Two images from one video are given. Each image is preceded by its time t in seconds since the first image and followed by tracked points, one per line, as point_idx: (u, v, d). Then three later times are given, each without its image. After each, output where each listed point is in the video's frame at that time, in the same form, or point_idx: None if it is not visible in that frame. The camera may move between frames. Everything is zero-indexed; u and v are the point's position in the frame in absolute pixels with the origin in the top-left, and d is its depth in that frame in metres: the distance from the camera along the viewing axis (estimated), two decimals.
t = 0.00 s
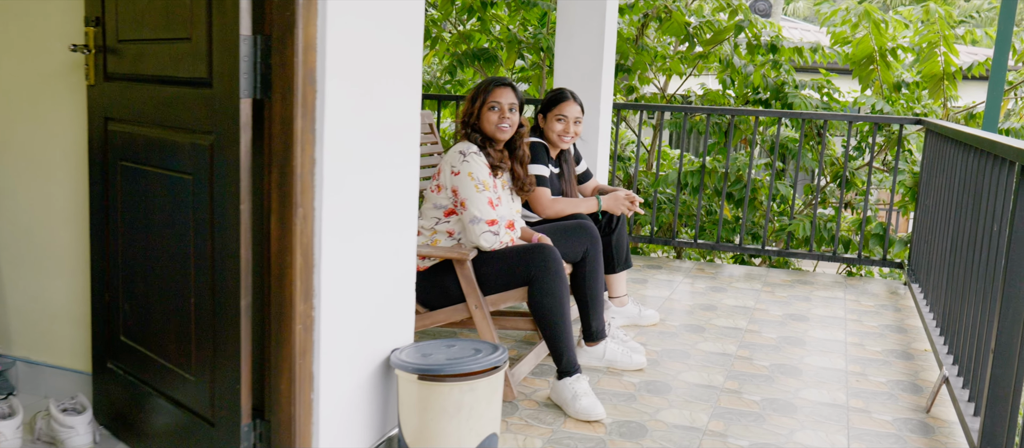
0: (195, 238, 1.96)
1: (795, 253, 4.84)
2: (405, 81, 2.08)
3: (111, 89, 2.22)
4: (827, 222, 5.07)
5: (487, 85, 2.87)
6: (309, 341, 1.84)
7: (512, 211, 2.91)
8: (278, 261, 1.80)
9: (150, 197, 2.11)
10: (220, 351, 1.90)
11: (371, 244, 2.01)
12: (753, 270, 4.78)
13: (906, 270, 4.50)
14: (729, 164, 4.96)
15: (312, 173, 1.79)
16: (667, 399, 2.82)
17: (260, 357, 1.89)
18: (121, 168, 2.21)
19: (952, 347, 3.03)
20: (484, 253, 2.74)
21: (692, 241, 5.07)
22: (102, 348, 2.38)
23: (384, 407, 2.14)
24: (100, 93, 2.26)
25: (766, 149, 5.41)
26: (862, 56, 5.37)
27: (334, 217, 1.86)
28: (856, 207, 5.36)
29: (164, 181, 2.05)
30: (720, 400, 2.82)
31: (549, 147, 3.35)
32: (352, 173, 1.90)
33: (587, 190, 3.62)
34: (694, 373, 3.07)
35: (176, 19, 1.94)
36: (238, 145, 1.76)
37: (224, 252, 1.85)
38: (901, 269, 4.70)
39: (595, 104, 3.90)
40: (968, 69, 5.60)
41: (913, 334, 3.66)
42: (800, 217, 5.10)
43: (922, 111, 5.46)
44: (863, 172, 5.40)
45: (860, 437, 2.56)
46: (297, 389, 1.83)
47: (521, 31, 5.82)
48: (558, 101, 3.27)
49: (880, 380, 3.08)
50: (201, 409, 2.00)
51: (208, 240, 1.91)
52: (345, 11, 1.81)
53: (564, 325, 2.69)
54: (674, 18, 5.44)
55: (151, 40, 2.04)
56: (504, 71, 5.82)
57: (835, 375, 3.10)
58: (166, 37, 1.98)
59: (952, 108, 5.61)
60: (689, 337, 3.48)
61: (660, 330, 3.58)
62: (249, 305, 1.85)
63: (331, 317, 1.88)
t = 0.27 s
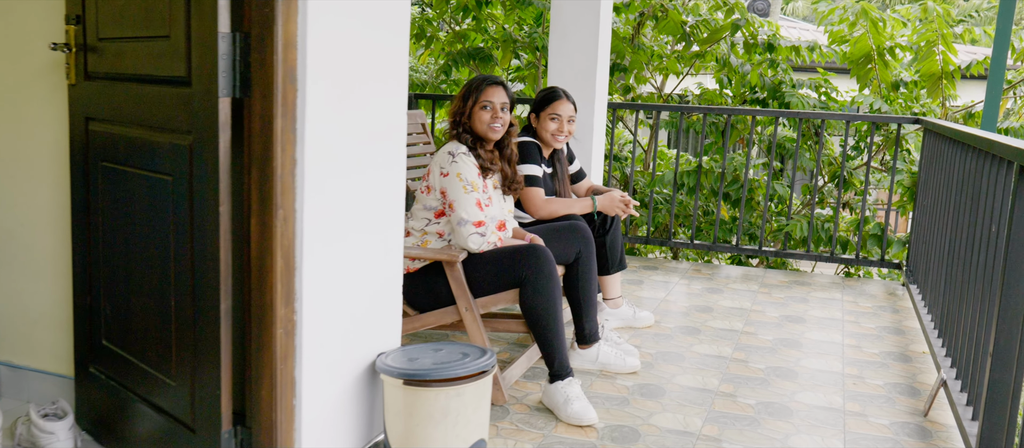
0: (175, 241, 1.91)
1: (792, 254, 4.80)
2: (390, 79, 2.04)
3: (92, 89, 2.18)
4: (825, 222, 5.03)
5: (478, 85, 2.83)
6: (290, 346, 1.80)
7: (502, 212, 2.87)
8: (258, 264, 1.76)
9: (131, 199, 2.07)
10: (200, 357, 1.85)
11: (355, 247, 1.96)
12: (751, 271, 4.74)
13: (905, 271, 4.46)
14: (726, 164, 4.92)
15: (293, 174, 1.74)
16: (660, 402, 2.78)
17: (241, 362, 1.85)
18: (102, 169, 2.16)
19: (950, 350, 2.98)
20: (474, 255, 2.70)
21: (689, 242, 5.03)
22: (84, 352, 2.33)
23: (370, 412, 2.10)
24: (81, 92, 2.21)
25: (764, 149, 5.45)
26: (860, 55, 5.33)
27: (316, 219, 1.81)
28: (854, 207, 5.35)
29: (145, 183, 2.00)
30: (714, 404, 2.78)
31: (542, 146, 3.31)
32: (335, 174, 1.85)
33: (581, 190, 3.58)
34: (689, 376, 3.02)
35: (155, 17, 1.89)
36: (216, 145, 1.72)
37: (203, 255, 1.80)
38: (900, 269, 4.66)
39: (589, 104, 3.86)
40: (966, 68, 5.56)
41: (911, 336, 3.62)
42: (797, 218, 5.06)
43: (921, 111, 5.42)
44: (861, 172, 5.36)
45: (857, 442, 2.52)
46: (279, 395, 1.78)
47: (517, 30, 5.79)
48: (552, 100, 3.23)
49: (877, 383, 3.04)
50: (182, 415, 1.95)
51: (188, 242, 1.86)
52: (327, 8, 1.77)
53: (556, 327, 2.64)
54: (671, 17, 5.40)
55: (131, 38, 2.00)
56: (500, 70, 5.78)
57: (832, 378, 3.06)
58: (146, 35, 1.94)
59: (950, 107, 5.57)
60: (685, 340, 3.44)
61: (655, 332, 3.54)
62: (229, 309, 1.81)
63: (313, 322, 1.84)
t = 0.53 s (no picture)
0: (156, 245, 1.87)
1: (791, 255, 4.75)
2: (377, 79, 1.99)
3: (74, 89, 2.13)
4: (824, 223, 4.98)
5: (470, 86, 2.78)
6: (274, 352, 1.75)
7: (495, 214, 2.80)
8: (240, 269, 1.72)
9: (112, 201, 2.02)
10: (181, 363, 1.81)
11: (341, 250, 1.92)
12: (749, 272, 4.70)
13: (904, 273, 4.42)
14: (724, 165, 4.88)
15: (275, 176, 1.70)
16: (655, 407, 2.73)
17: (223, 369, 1.80)
18: (84, 170, 2.12)
19: (950, 353, 2.94)
20: (466, 257, 2.65)
21: (686, 243, 4.99)
22: (67, 357, 2.29)
23: (357, 419, 2.06)
24: (64, 92, 2.17)
25: (762, 150, 5.38)
26: (859, 54, 5.29)
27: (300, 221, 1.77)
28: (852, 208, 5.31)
29: (126, 185, 1.96)
30: (710, 408, 2.74)
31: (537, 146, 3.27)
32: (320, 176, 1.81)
33: (576, 191, 3.54)
34: (685, 380, 2.98)
35: (135, 15, 1.85)
36: (197, 146, 1.67)
37: (184, 259, 1.76)
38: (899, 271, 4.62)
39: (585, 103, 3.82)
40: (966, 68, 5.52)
41: (910, 339, 3.57)
42: (796, 219, 5.02)
43: (920, 111, 5.38)
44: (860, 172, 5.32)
45: None
46: (262, 403, 1.74)
47: (513, 30, 5.75)
48: (546, 98, 3.20)
49: (876, 386, 2.99)
50: (163, 423, 1.90)
51: (168, 246, 1.81)
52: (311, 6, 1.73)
53: (549, 331, 2.60)
54: (668, 17, 5.36)
55: (112, 36, 1.95)
56: (496, 70, 5.74)
57: (830, 382, 3.02)
58: (126, 33, 1.89)
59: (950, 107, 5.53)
60: (681, 343, 3.39)
61: (651, 335, 3.49)
62: (211, 314, 1.76)
63: (298, 327, 1.80)
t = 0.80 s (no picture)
0: (135, 250, 1.81)
1: (790, 258, 4.70)
2: (364, 79, 1.94)
3: (54, 89, 2.08)
4: (824, 225, 4.93)
5: (467, 88, 2.71)
6: (255, 360, 1.70)
7: (490, 218, 2.73)
8: (221, 275, 1.67)
9: (92, 204, 1.97)
10: (161, 372, 1.76)
11: (326, 255, 1.87)
12: (747, 275, 4.65)
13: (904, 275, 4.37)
14: (723, 166, 4.83)
15: (256, 178, 1.65)
16: (651, 414, 2.68)
17: (203, 377, 1.75)
18: (64, 173, 2.07)
19: (952, 359, 2.89)
20: (456, 261, 2.58)
21: (684, 245, 4.94)
22: (48, 364, 2.24)
23: (343, 427, 2.00)
24: (43, 92, 2.12)
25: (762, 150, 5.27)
26: (859, 54, 5.23)
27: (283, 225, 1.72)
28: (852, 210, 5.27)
29: (105, 188, 1.91)
30: (707, 415, 2.68)
31: (532, 147, 3.23)
32: (304, 178, 1.76)
33: (571, 193, 3.49)
34: (681, 386, 2.93)
35: (114, 13, 1.79)
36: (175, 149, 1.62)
37: (163, 265, 1.71)
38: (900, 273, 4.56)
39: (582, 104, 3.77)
40: (968, 68, 5.47)
41: (911, 343, 3.52)
42: (795, 220, 4.97)
43: (921, 111, 5.34)
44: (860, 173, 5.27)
45: None
46: (243, 412, 1.69)
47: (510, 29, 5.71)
48: (540, 99, 3.17)
49: (876, 392, 2.94)
50: (143, 432, 1.85)
51: (147, 251, 1.76)
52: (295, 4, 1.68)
53: (543, 336, 2.55)
54: (666, 16, 5.31)
55: (91, 35, 1.90)
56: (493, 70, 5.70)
57: (829, 387, 2.96)
58: (106, 32, 1.84)
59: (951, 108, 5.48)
60: (678, 347, 3.34)
61: (648, 339, 3.44)
62: (191, 321, 1.71)
63: (280, 334, 1.75)
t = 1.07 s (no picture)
0: (111, 257, 1.75)
1: (790, 260, 4.64)
2: (348, 78, 1.88)
3: (30, 90, 2.02)
4: (824, 227, 4.87)
5: (462, 89, 2.64)
6: (233, 371, 1.64)
7: (480, 221, 2.68)
8: (197, 283, 1.60)
9: (68, 209, 1.90)
10: (137, 383, 1.69)
11: (309, 261, 1.81)
12: (746, 278, 4.58)
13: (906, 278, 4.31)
14: (722, 167, 4.76)
15: (234, 183, 1.59)
16: (647, 422, 2.61)
17: (180, 389, 1.69)
18: (40, 176, 2.00)
19: (955, 365, 2.82)
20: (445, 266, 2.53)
21: (682, 247, 4.88)
22: (26, 372, 2.17)
23: (328, 438, 1.95)
24: (20, 94, 2.05)
25: (760, 151, 5.26)
26: (859, 54, 5.17)
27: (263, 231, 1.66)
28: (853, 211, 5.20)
29: (80, 191, 1.84)
30: (705, 423, 2.62)
31: (526, 148, 3.16)
32: (285, 183, 1.70)
33: (566, 195, 3.43)
34: (678, 393, 2.86)
35: (87, 10, 1.73)
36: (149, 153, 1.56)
37: (139, 272, 1.64)
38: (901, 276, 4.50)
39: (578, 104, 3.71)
40: (969, 68, 5.40)
41: (912, 348, 3.45)
42: (795, 223, 4.90)
43: (921, 112, 5.29)
44: (861, 174, 5.21)
45: None
46: (220, 426, 1.62)
47: (506, 29, 5.64)
48: (532, 99, 3.12)
49: (878, 399, 2.87)
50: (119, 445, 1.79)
51: (123, 258, 1.70)
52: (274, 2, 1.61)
53: (537, 342, 2.48)
54: (664, 15, 5.25)
55: (66, 34, 1.84)
56: (490, 70, 5.64)
57: (829, 394, 2.90)
58: (80, 30, 1.77)
59: (953, 108, 5.42)
60: (676, 352, 3.28)
61: (645, 344, 3.37)
62: (166, 331, 1.65)
63: (260, 344, 1.68)
